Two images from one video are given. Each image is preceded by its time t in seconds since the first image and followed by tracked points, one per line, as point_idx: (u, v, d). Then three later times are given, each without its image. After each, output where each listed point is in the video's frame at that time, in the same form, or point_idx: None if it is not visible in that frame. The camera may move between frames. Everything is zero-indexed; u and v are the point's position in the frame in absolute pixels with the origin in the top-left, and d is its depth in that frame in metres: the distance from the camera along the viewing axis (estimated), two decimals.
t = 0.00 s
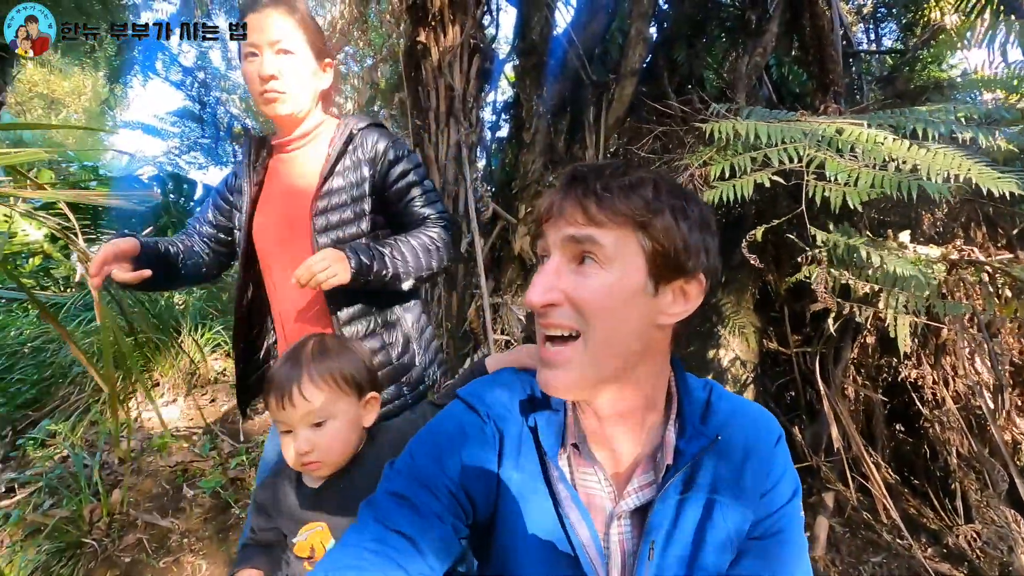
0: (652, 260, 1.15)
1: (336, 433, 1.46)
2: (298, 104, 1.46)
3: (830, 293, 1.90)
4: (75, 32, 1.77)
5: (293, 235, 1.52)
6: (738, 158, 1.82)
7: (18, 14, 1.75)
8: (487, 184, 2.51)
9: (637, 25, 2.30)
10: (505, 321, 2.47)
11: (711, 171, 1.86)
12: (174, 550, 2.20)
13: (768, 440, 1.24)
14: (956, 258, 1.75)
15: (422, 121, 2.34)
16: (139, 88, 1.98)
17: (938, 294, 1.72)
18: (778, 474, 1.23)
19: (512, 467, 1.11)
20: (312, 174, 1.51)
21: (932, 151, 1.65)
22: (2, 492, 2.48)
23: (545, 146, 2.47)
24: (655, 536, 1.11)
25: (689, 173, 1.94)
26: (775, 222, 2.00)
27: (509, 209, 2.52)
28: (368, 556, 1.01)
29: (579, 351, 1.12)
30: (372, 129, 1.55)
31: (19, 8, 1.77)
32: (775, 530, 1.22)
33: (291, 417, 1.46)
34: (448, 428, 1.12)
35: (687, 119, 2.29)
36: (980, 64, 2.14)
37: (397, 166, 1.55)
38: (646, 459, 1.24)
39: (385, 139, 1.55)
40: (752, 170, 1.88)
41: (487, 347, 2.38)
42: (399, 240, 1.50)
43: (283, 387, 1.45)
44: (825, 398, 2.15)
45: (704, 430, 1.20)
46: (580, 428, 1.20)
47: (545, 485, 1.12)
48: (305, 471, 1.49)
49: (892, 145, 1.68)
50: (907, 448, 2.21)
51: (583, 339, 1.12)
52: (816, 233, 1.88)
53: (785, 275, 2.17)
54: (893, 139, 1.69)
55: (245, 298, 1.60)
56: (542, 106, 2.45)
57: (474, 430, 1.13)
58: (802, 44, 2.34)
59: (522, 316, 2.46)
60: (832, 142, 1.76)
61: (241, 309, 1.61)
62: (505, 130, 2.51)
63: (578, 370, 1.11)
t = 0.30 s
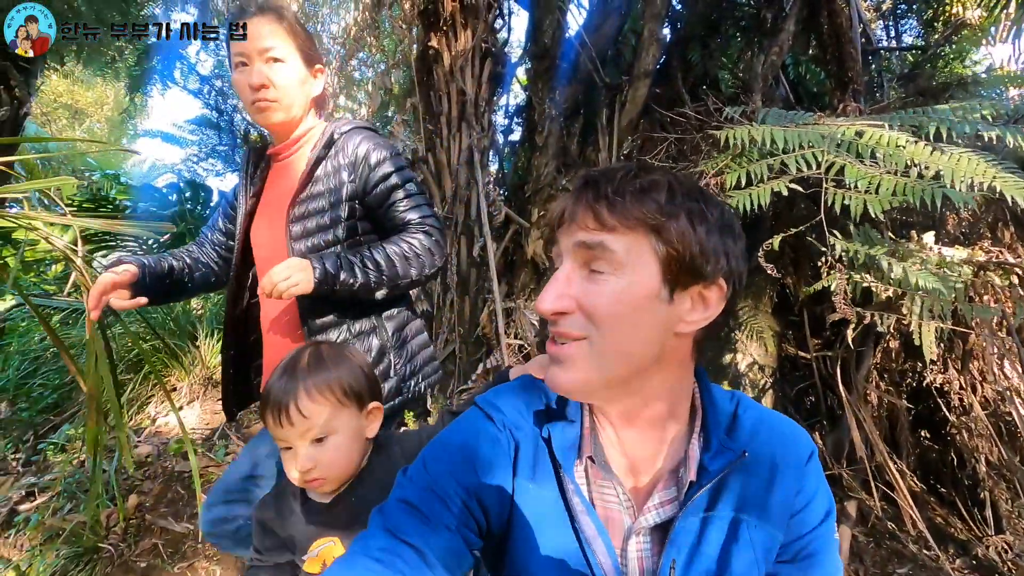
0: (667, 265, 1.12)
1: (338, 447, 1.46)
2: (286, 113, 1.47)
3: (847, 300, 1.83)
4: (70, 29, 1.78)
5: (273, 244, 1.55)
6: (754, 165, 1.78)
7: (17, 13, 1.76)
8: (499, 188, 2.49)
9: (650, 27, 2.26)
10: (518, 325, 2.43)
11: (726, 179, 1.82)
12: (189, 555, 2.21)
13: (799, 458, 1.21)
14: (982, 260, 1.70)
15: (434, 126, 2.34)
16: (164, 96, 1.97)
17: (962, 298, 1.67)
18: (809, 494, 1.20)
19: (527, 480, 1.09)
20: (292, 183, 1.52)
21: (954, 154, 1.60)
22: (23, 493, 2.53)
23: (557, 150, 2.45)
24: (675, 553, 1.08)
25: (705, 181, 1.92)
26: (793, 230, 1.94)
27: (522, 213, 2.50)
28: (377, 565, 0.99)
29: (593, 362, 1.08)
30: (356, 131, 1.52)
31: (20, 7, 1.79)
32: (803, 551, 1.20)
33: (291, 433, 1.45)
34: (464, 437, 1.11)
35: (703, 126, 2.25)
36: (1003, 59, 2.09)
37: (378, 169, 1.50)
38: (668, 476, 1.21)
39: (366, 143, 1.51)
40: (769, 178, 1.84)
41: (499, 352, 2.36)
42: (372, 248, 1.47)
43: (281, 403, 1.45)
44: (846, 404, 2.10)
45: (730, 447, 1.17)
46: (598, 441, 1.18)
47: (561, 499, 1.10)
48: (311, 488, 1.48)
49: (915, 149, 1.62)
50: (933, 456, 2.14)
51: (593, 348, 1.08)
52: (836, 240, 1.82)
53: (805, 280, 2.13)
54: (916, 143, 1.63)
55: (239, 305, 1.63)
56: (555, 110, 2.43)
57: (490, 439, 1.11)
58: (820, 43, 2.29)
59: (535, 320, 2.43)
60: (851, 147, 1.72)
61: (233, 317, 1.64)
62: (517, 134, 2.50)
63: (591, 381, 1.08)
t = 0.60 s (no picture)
0: (671, 267, 1.10)
1: (337, 459, 1.49)
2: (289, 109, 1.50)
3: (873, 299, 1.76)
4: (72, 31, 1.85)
5: (264, 241, 1.57)
6: (776, 157, 1.75)
7: (19, 13, 1.86)
8: (511, 190, 2.48)
9: (662, 26, 2.23)
10: (530, 328, 2.42)
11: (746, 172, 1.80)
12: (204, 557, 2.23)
13: (817, 465, 1.17)
14: (1006, 259, 1.65)
15: (445, 129, 2.32)
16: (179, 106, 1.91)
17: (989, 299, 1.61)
18: (828, 502, 1.16)
19: (535, 486, 1.07)
20: (287, 179, 1.55)
21: (982, 143, 1.56)
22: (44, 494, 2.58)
23: (569, 151, 2.43)
24: (687, 564, 1.06)
25: (721, 176, 1.87)
26: (815, 224, 1.90)
27: (534, 216, 2.50)
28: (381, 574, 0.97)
29: (595, 365, 1.07)
30: (352, 129, 1.54)
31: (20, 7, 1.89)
32: (822, 564, 1.15)
33: (290, 447, 1.49)
34: (471, 441, 1.09)
35: (717, 119, 2.22)
36: None
37: (372, 167, 1.52)
38: (679, 483, 1.19)
39: (364, 140, 1.53)
40: (791, 170, 1.81)
41: (511, 355, 2.35)
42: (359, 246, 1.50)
43: (277, 418, 1.47)
44: (866, 408, 2.05)
45: (744, 453, 1.14)
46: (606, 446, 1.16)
47: (570, 507, 1.08)
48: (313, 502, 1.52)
49: (942, 138, 1.59)
50: (958, 461, 2.08)
51: (598, 351, 1.07)
52: (861, 233, 1.77)
53: (823, 279, 2.08)
54: (943, 133, 1.60)
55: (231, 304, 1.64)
56: (567, 111, 2.42)
57: (497, 444, 1.09)
58: (837, 39, 2.25)
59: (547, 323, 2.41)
60: (876, 138, 1.68)
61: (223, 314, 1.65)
62: (529, 136, 2.49)
63: (593, 384, 1.07)
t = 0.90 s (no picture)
0: (669, 270, 1.07)
1: (359, 470, 1.54)
2: (286, 113, 1.50)
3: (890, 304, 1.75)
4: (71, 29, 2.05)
5: (234, 241, 1.55)
6: (787, 161, 1.72)
7: (17, 14, 2.06)
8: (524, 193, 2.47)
9: (675, 26, 2.19)
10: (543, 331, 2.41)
11: (758, 176, 1.76)
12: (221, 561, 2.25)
13: (833, 478, 1.16)
14: None
15: (456, 133, 2.32)
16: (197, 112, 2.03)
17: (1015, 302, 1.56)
18: (844, 517, 1.14)
19: (541, 495, 1.06)
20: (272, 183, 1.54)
21: (1005, 142, 1.51)
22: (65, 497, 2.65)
23: (581, 153, 2.41)
24: None
25: (732, 181, 1.84)
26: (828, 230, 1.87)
27: (547, 219, 2.48)
28: None
29: (591, 369, 1.05)
30: (342, 140, 1.52)
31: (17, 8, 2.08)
32: None
33: (317, 456, 1.51)
34: (476, 449, 1.08)
35: (730, 123, 2.20)
36: None
37: (355, 180, 1.48)
38: (688, 493, 1.16)
39: (352, 154, 1.50)
40: (803, 174, 1.78)
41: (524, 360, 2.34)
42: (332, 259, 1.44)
43: (304, 425, 1.49)
44: (888, 413, 2.00)
45: (756, 464, 1.12)
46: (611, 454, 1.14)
47: (577, 516, 1.06)
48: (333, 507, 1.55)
49: (960, 139, 1.54)
50: (985, 467, 2.03)
51: (597, 355, 1.04)
52: (875, 238, 1.76)
53: (842, 282, 2.04)
54: (962, 133, 1.55)
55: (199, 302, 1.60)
56: (579, 113, 2.39)
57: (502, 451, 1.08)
58: (855, 36, 2.20)
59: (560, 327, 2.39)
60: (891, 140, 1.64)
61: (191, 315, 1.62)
62: (541, 138, 2.48)
63: (589, 390, 1.05)
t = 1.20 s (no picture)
0: (669, 271, 1.05)
1: (396, 471, 1.63)
2: (292, 113, 1.46)
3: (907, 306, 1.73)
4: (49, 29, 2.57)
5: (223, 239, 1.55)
6: (802, 160, 1.69)
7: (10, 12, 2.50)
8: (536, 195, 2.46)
9: (687, 24, 2.17)
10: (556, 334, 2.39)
11: (772, 176, 1.73)
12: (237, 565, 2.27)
13: (854, 492, 1.12)
14: None
15: (468, 136, 2.31)
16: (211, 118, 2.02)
17: None
18: (866, 534, 1.11)
19: (548, 502, 1.04)
20: (268, 181, 1.55)
21: None
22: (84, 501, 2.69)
23: (593, 154, 2.40)
24: None
25: (746, 182, 1.81)
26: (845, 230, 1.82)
27: (559, 221, 2.46)
28: None
29: (592, 369, 1.03)
30: (338, 143, 1.56)
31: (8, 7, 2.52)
32: None
33: (357, 459, 1.60)
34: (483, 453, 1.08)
35: (744, 122, 2.17)
36: None
37: (353, 181, 1.52)
38: (697, 503, 1.15)
39: (349, 156, 1.54)
40: (819, 173, 1.75)
41: (536, 363, 2.33)
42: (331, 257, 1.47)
43: (344, 433, 1.56)
44: (911, 418, 1.95)
45: (769, 474, 1.09)
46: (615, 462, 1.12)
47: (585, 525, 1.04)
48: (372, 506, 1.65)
49: (982, 137, 1.49)
50: (1012, 472, 1.99)
51: (597, 357, 1.03)
52: (894, 240, 1.71)
53: (861, 282, 2.00)
54: (984, 130, 1.50)
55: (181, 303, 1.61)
56: (591, 114, 2.38)
57: (509, 456, 1.07)
58: (872, 31, 2.16)
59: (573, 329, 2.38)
60: (910, 138, 1.60)
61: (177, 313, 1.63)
62: (553, 140, 2.46)
63: (590, 390, 1.03)
